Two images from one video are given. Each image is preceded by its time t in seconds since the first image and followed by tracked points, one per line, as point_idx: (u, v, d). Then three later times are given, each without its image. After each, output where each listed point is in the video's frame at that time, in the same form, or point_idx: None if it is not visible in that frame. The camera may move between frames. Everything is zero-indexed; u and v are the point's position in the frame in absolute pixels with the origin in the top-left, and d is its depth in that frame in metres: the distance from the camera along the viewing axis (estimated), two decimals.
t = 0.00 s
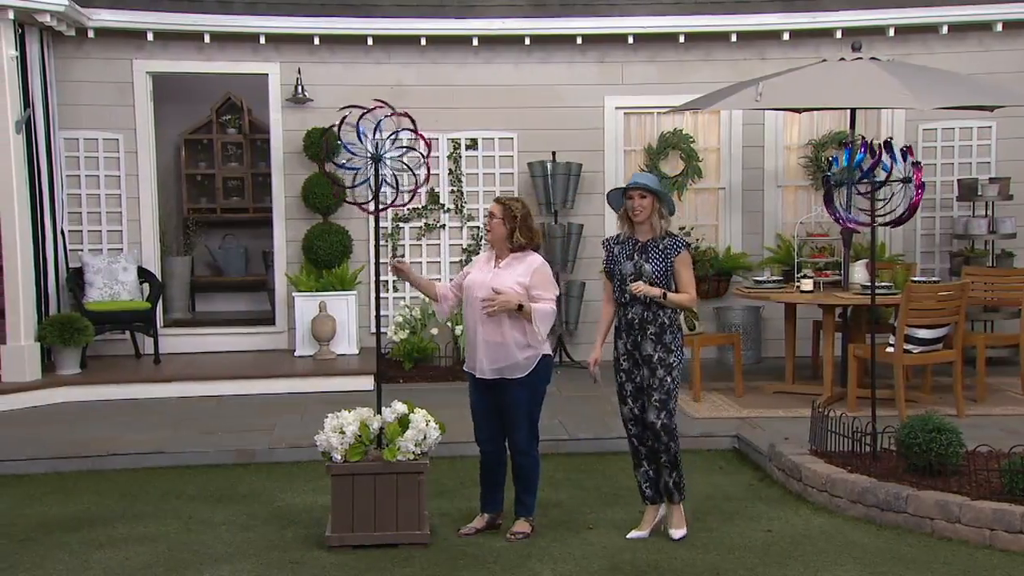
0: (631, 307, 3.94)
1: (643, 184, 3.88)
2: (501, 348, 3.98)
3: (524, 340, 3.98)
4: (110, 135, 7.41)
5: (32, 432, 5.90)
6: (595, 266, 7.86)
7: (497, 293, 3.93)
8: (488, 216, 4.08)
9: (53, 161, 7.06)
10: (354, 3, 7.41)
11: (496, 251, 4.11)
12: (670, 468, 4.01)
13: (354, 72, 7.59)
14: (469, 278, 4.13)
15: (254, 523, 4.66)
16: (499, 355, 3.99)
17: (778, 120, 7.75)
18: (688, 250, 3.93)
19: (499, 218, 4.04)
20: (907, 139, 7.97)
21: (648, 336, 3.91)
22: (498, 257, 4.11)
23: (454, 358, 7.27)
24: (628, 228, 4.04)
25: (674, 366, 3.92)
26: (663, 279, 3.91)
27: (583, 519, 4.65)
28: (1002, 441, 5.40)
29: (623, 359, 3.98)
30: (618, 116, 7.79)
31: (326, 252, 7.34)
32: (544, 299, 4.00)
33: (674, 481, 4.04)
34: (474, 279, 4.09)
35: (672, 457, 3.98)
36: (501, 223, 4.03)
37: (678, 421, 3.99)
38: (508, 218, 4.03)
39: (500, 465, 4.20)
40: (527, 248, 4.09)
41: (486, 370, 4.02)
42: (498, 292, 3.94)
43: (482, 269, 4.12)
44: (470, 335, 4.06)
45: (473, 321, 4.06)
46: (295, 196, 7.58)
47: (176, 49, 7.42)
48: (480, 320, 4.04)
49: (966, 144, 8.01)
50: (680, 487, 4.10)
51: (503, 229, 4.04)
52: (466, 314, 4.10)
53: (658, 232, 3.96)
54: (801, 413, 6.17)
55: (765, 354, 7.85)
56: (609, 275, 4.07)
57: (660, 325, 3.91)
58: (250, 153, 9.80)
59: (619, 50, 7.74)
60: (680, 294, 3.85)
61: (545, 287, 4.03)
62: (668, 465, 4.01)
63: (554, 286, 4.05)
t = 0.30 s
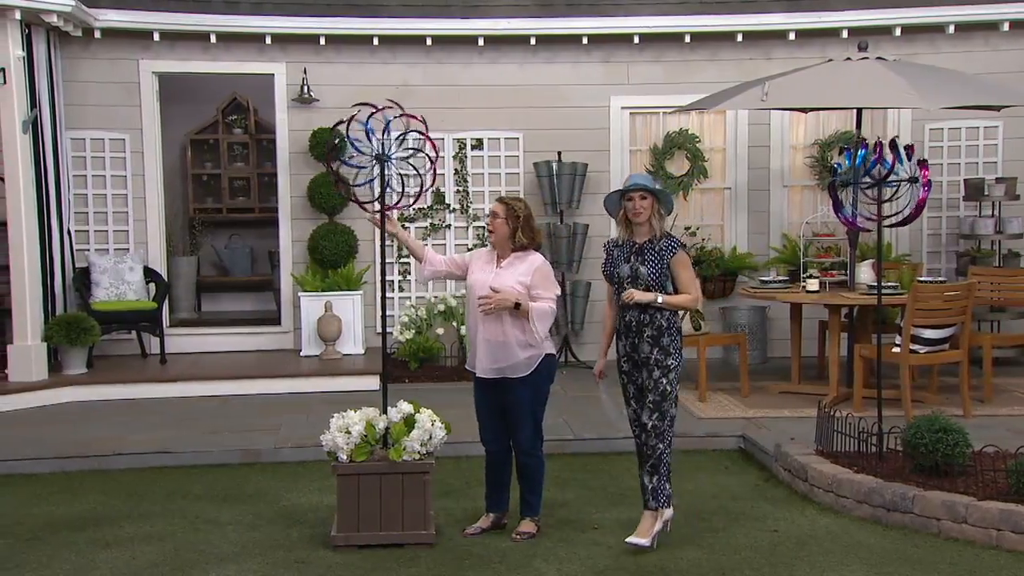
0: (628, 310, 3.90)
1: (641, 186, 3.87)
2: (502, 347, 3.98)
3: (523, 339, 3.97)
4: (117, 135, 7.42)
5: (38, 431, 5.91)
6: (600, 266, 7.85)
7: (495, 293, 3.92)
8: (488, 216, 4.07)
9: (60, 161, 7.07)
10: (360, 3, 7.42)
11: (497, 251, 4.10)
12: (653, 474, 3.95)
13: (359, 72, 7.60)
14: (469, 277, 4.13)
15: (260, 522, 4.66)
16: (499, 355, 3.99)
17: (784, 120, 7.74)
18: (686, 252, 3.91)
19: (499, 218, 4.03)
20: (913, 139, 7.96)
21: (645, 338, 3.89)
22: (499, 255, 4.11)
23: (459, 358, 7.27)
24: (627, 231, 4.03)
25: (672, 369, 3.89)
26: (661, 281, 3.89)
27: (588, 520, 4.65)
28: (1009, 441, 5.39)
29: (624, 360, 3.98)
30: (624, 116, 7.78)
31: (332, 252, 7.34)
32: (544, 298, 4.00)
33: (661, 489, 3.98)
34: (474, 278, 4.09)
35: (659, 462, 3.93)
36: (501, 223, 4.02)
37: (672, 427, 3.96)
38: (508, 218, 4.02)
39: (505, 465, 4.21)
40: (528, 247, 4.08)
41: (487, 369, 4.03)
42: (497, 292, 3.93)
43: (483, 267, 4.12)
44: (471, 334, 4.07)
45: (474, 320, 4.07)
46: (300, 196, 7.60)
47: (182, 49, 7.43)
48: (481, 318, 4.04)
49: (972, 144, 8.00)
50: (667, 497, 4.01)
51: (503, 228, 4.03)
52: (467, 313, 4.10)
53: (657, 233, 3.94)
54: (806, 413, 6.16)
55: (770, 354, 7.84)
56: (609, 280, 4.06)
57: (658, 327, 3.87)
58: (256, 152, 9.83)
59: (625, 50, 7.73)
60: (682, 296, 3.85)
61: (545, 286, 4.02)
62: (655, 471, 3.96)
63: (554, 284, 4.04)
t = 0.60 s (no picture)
0: (623, 309, 3.94)
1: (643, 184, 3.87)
2: (514, 348, 3.98)
3: (536, 339, 3.98)
4: (124, 135, 7.43)
5: (46, 431, 5.93)
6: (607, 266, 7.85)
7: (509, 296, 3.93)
8: (497, 216, 4.05)
9: (68, 161, 7.09)
10: (367, 3, 7.43)
11: (504, 251, 4.09)
12: (652, 481, 3.95)
13: (366, 72, 7.60)
14: (477, 279, 4.10)
15: (267, 522, 4.67)
16: (512, 357, 3.99)
17: (791, 120, 7.72)
18: (685, 252, 3.89)
19: (511, 219, 4.02)
20: (921, 139, 7.94)
21: (638, 340, 3.89)
22: (505, 257, 4.10)
23: (466, 358, 7.27)
24: (632, 231, 4.04)
25: (664, 373, 3.87)
26: (658, 281, 3.89)
27: (595, 520, 4.64)
28: (1016, 442, 5.38)
29: (621, 363, 4.00)
30: (630, 116, 7.77)
31: (339, 252, 7.34)
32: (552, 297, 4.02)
33: (661, 496, 3.97)
34: (484, 280, 4.07)
35: (657, 470, 3.92)
36: (512, 224, 4.01)
37: (670, 433, 3.92)
38: (521, 220, 4.03)
39: (512, 465, 4.21)
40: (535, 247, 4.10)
41: (497, 369, 4.02)
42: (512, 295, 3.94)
43: (491, 269, 4.10)
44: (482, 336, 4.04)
45: (485, 323, 4.05)
46: (307, 196, 7.60)
47: (190, 50, 7.44)
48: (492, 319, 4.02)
49: (980, 144, 7.98)
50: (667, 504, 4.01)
51: (517, 231, 4.03)
52: (476, 312, 4.09)
53: (658, 234, 3.93)
54: (813, 414, 6.15)
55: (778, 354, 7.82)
56: (611, 279, 4.08)
57: (649, 329, 3.87)
58: (263, 153, 9.77)
59: (632, 50, 7.73)
60: (679, 297, 3.84)
61: (555, 286, 4.04)
62: (655, 478, 3.96)
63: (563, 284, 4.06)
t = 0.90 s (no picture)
0: (624, 308, 3.96)
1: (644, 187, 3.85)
2: (533, 348, 3.97)
3: (555, 340, 4.00)
4: (136, 135, 7.45)
5: (57, 431, 5.95)
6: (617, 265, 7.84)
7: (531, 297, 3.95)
8: (513, 217, 4.04)
9: (80, 161, 7.11)
10: (377, 3, 7.44)
11: (519, 252, 4.09)
12: (665, 481, 3.95)
13: (377, 72, 7.61)
14: (493, 280, 4.09)
15: (278, 521, 4.68)
16: (531, 358, 3.98)
17: (803, 119, 7.71)
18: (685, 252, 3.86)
19: (529, 219, 4.03)
20: (932, 138, 7.92)
21: (635, 340, 3.90)
22: (520, 257, 4.09)
23: (476, 358, 7.28)
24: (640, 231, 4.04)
25: (664, 373, 3.85)
26: (658, 282, 3.88)
27: (606, 520, 4.64)
28: None
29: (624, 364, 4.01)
30: (641, 116, 7.76)
31: (349, 252, 7.36)
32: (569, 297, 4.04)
33: (675, 496, 3.97)
34: (501, 282, 4.06)
35: (668, 470, 3.92)
36: (530, 225, 4.02)
37: (678, 432, 3.91)
38: (538, 220, 4.04)
39: (523, 466, 4.21)
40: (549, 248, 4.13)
41: (514, 370, 4.01)
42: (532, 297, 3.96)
43: (506, 270, 4.10)
44: (499, 338, 4.03)
45: (502, 325, 4.04)
46: (318, 196, 7.61)
47: (201, 50, 7.46)
48: (510, 320, 4.02)
49: (992, 144, 7.96)
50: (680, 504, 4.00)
51: (535, 231, 4.04)
52: (492, 314, 4.08)
53: (661, 234, 3.92)
54: (825, 414, 6.14)
55: (789, 354, 7.81)
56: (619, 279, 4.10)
57: (647, 329, 3.87)
58: (274, 153, 9.80)
59: (642, 49, 7.72)
60: (675, 299, 3.82)
61: (570, 286, 4.06)
62: (667, 477, 3.95)
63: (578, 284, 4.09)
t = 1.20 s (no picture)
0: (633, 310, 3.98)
1: (641, 190, 3.90)
2: (552, 349, 3.99)
3: (574, 340, 4.00)
4: (151, 135, 7.48)
5: (73, 430, 5.97)
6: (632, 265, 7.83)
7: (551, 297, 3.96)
8: (533, 217, 4.06)
9: (96, 160, 7.13)
10: (392, 3, 7.44)
11: (539, 252, 4.10)
12: (676, 482, 3.96)
13: (391, 72, 7.62)
14: (512, 280, 4.09)
15: (293, 521, 4.68)
16: (551, 358, 3.99)
17: (818, 119, 7.69)
18: (687, 254, 3.83)
19: (549, 219, 4.04)
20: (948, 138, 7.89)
21: (642, 342, 3.92)
22: (539, 258, 4.10)
23: (489, 358, 7.27)
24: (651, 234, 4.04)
25: (669, 376, 3.85)
26: (661, 284, 3.88)
27: (621, 520, 4.64)
28: None
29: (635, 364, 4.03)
30: (655, 116, 7.75)
31: (364, 252, 7.35)
32: (588, 297, 4.04)
33: (688, 496, 3.97)
34: (521, 282, 4.07)
35: (679, 471, 3.93)
36: (551, 224, 4.03)
37: (687, 434, 3.90)
38: (558, 220, 4.06)
39: (538, 466, 4.21)
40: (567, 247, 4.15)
41: (533, 370, 4.03)
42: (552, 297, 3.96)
43: (525, 270, 4.10)
44: (519, 338, 4.04)
45: (523, 325, 4.05)
46: (331, 196, 7.63)
47: (216, 50, 7.47)
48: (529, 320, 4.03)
49: (1008, 143, 7.93)
50: (692, 504, 4.01)
51: (555, 231, 4.05)
52: (512, 313, 4.09)
53: (666, 235, 3.91)
54: (839, 414, 6.12)
55: (804, 354, 7.78)
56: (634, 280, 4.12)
57: (652, 332, 3.87)
58: (288, 153, 9.82)
59: (657, 49, 7.70)
60: (677, 302, 3.81)
61: (590, 287, 4.06)
62: (679, 478, 3.96)
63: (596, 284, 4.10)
